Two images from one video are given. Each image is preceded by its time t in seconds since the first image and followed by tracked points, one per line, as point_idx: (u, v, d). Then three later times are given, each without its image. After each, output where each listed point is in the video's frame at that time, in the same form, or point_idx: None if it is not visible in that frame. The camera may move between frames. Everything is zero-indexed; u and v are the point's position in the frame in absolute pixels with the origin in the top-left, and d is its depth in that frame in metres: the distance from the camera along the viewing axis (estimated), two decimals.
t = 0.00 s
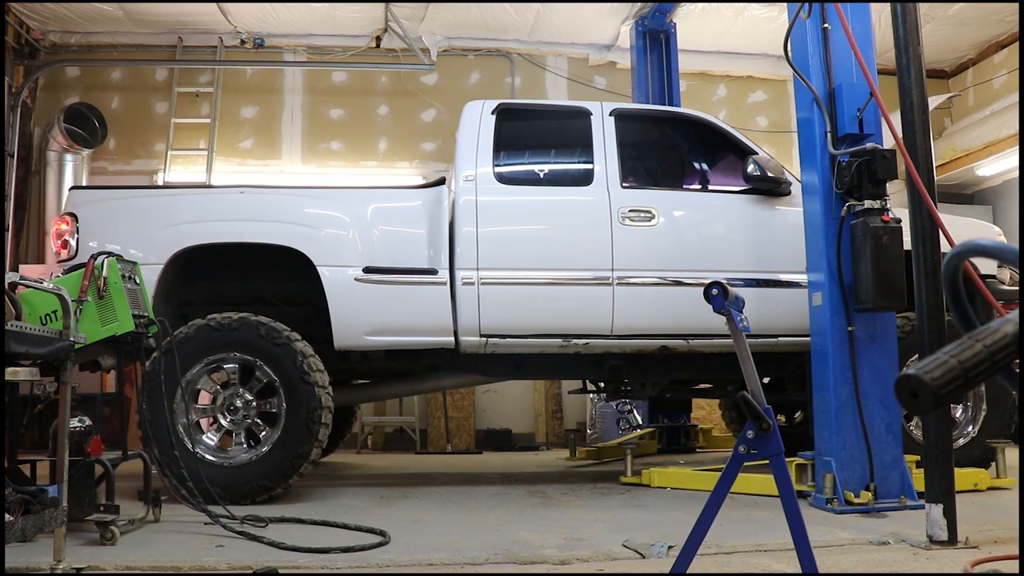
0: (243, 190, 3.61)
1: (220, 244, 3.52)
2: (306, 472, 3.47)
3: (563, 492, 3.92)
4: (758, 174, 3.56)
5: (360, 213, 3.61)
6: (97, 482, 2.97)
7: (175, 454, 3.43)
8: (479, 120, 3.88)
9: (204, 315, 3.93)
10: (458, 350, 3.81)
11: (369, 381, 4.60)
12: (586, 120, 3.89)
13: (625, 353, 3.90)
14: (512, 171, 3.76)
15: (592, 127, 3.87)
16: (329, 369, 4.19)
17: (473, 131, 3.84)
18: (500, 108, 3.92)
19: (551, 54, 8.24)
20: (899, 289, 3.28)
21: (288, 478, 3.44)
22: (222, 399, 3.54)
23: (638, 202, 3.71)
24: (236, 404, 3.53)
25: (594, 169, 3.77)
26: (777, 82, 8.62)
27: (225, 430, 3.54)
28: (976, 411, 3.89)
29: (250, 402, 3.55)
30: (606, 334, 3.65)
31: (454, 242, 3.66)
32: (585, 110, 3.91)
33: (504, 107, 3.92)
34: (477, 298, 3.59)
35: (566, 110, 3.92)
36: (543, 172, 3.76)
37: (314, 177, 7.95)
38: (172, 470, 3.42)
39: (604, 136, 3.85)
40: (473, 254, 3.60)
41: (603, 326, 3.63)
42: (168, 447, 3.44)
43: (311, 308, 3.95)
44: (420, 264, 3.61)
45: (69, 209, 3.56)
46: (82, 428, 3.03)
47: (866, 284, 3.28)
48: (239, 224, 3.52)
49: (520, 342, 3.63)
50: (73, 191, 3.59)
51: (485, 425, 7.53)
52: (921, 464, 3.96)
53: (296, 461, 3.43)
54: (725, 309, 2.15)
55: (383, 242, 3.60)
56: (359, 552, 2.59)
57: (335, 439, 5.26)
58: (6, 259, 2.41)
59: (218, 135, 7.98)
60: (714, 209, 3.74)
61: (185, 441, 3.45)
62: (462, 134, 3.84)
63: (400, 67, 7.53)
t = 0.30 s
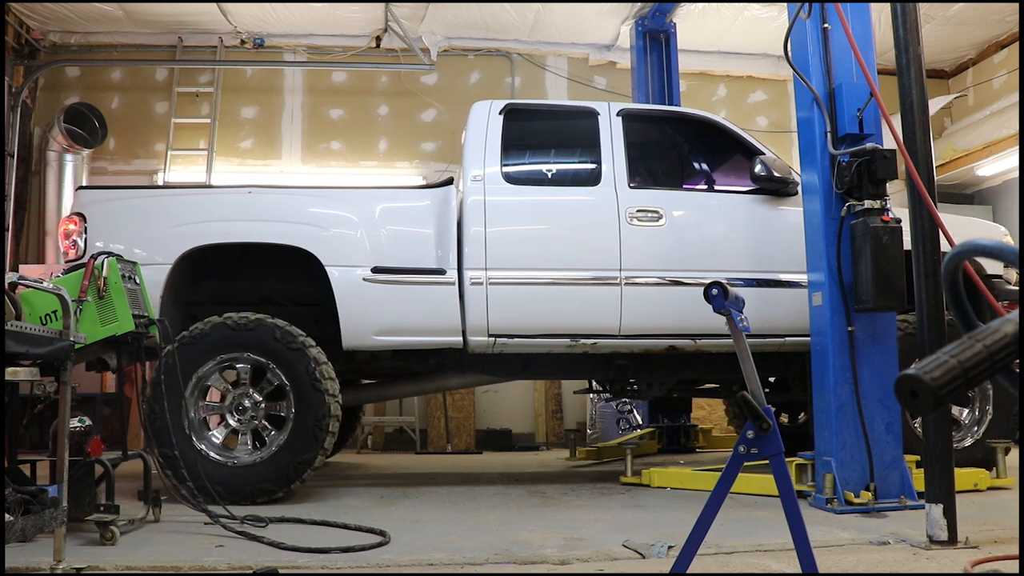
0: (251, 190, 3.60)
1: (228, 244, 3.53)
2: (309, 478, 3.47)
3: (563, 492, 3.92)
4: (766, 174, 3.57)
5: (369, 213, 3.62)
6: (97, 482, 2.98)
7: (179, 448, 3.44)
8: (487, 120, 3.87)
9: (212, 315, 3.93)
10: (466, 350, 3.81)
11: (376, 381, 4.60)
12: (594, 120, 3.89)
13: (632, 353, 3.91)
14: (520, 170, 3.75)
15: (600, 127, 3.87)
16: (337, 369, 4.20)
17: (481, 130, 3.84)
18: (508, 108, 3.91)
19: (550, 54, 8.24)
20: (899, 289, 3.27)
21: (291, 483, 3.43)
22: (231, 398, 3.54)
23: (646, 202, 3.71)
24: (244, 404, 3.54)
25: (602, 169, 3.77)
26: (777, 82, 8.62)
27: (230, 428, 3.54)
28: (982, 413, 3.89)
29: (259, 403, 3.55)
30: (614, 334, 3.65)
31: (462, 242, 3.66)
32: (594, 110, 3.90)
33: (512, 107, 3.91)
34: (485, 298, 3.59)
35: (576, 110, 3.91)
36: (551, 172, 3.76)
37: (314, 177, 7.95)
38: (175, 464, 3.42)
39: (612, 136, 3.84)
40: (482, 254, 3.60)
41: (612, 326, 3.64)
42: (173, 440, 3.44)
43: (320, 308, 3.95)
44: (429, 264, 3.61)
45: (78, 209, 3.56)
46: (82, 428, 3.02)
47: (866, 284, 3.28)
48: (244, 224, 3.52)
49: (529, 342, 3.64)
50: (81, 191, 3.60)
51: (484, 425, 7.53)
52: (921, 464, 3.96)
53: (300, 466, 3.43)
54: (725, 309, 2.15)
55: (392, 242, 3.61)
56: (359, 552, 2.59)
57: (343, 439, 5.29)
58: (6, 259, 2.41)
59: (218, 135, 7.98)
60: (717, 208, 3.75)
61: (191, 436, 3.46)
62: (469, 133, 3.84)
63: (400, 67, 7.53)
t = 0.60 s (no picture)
0: (257, 190, 3.60)
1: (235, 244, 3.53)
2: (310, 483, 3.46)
3: (563, 492, 3.92)
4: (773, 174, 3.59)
5: (375, 213, 3.62)
6: (97, 482, 2.98)
7: (183, 443, 3.45)
8: (493, 121, 3.87)
9: (217, 314, 3.92)
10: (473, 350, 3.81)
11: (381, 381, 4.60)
12: (600, 120, 3.89)
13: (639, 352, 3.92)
14: (526, 170, 3.75)
15: (605, 127, 3.87)
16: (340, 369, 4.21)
17: (487, 130, 3.84)
18: (514, 108, 3.91)
19: (550, 54, 8.24)
20: (899, 289, 3.27)
21: (292, 487, 3.43)
22: (238, 397, 3.54)
23: (653, 202, 3.71)
24: (251, 404, 3.54)
25: (609, 169, 3.77)
26: (777, 82, 8.62)
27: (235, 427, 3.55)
28: (987, 413, 3.87)
29: (265, 404, 3.55)
30: (620, 334, 3.66)
31: (468, 242, 3.66)
32: (599, 110, 3.91)
33: (518, 107, 3.91)
34: (492, 298, 3.59)
35: (581, 110, 3.91)
36: (557, 172, 3.77)
37: (315, 178, 7.95)
38: (178, 459, 3.43)
39: (618, 136, 3.85)
40: (488, 255, 3.60)
41: (618, 326, 3.64)
42: (178, 435, 3.46)
43: (326, 307, 3.95)
44: (435, 264, 3.61)
45: (84, 209, 3.56)
46: (82, 428, 3.02)
47: (866, 284, 3.28)
48: (248, 224, 3.51)
49: (535, 342, 3.63)
50: (87, 191, 3.60)
51: (484, 425, 7.53)
52: (921, 463, 3.96)
53: (301, 472, 3.42)
54: (725, 309, 2.15)
55: (398, 242, 3.60)
56: (358, 552, 2.59)
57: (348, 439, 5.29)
58: (6, 260, 2.41)
59: (218, 135, 7.98)
60: (719, 208, 3.75)
61: (196, 433, 3.47)
62: (475, 134, 3.84)
63: (400, 67, 7.53)
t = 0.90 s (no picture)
0: (266, 190, 3.60)
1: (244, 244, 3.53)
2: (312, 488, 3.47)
3: (563, 492, 3.92)
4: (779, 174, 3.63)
5: (383, 212, 3.62)
6: (97, 482, 2.98)
7: (188, 436, 3.45)
8: (501, 121, 3.86)
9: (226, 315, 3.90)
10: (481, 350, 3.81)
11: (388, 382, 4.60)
12: (608, 121, 3.89)
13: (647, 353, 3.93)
14: (535, 170, 3.75)
15: (614, 127, 3.87)
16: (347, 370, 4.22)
17: (496, 130, 3.84)
18: (522, 109, 3.91)
19: (550, 54, 8.25)
20: (899, 289, 3.28)
21: (294, 492, 3.43)
22: (248, 396, 3.54)
23: (662, 202, 3.72)
24: (260, 404, 3.54)
25: (618, 170, 3.77)
26: (777, 82, 8.62)
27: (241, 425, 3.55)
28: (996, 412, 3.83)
29: (275, 406, 3.55)
30: (629, 334, 3.66)
31: (477, 242, 3.66)
32: (607, 111, 3.90)
33: (526, 108, 3.90)
34: (501, 298, 3.59)
35: (585, 110, 3.90)
36: (566, 172, 3.77)
37: (315, 178, 7.95)
38: (183, 452, 3.44)
39: (626, 136, 3.85)
40: (497, 255, 3.60)
41: (626, 326, 3.64)
42: (185, 428, 3.46)
43: (335, 307, 3.94)
44: (444, 264, 3.62)
45: (92, 209, 3.56)
46: (82, 428, 3.02)
47: (866, 284, 3.28)
48: (255, 224, 3.52)
49: (544, 342, 3.64)
50: (94, 191, 3.60)
51: (484, 425, 7.53)
52: (921, 463, 3.96)
53: (305, 478, 3.42)
54: (725, 309, 2.15)
55: (406, 242, 3.61)
56: (359, 552, 2.59)
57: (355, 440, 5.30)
58: (6, 259, 2.40)
59: (218, 135, 7.98)
60: (724, 208, 3.75)
61: (203, 428, 3.47)
62: (484, 134, 3.84)
63: (400, 67, 7.54)
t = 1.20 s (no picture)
0: (276, 190, 3.60)
1: (253, 243, 3.53)
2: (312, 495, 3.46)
3: (563, 492, 3.92)
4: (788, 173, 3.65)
5: (394, 212, 3.63)
6: (97, 482, 2.98)
7: (196, 427, 3.46)
8: (511, 121, 3.86)
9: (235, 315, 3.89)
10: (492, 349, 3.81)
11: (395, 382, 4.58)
12: (617, 122, 3.89)
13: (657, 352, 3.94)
14: (545, 170, 3.76)
15: (623, 127, 3.87)
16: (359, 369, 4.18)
17: (506, 130, 3.84)
18: (532, 108, 3.90)
19: (551, 54, 8.25)
20: (899, 289, 3.28)
21: (293, 496, 3.43)
22: (261, 395, 3.55)
23: (671, 202, 3.72)
24: (271, 404, 3.54)
25: (627, 170, 3.78)
26: (777, 82, 8.62)
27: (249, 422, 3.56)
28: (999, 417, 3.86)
29: (286, 407, 3.55)
30: (639, 334, 3.66)
31: (488, 242, 3.66)
32: (617, 112, 3.91)
33: (536, 108, 3.90)
34: (512, 298, 3.60)
35: (589, 109, 3.90)
36: (575, 172, 3.77)
37: (315, 178, 7.95)
38: (189, 442, 3.45)
39: (636, 136, 3.85)
40: (508, 254, 3.60)
41: (636, 326, 3.64)
42: (195, 418, 3.47)
43: (344, 308, 3.94)
44: (455, 264, 3.62)
45: (101, 209, 3.56)
46: (82, 428, 3.00)
47: (866, 284, 3.28)
48: (265, 224, 3.51)
49: (555, 342, 3.65)
50: (105, 191, 3.60)
51: (485, 425, 7.53)
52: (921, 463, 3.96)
53: (306, 484, 3.42)
54: (725, 309, 2.15)
55: (417, 242, 3.61)
56: (359, 552, 2.59)
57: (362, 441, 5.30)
58: (6, 260, 2.40)
59: (218, 135, 7.97)
60: (730, 208, 3.75)
61: (212, 422, 3.48)
62: (494, 133, 3.83)
63: (400, 67, 7.54)
